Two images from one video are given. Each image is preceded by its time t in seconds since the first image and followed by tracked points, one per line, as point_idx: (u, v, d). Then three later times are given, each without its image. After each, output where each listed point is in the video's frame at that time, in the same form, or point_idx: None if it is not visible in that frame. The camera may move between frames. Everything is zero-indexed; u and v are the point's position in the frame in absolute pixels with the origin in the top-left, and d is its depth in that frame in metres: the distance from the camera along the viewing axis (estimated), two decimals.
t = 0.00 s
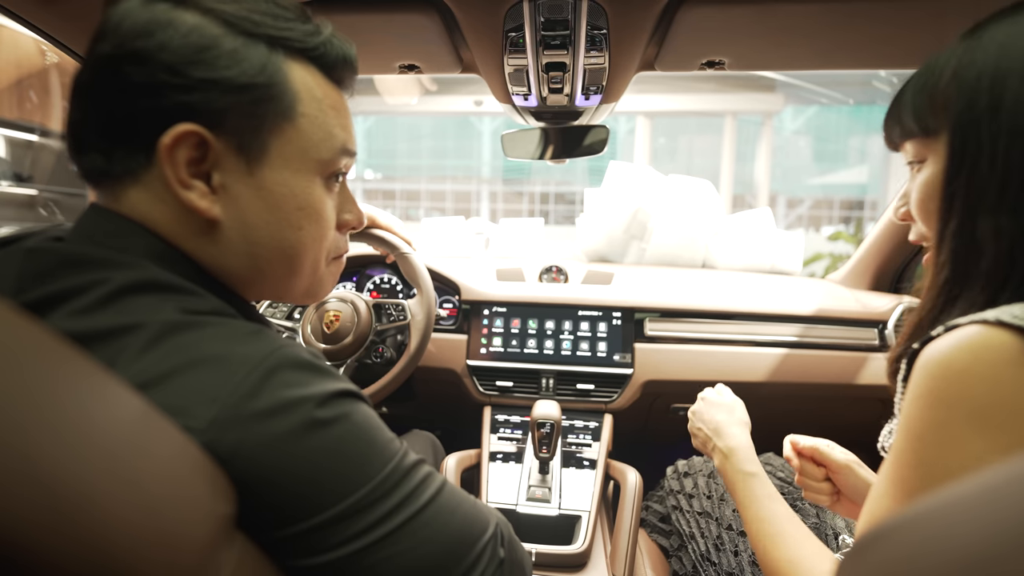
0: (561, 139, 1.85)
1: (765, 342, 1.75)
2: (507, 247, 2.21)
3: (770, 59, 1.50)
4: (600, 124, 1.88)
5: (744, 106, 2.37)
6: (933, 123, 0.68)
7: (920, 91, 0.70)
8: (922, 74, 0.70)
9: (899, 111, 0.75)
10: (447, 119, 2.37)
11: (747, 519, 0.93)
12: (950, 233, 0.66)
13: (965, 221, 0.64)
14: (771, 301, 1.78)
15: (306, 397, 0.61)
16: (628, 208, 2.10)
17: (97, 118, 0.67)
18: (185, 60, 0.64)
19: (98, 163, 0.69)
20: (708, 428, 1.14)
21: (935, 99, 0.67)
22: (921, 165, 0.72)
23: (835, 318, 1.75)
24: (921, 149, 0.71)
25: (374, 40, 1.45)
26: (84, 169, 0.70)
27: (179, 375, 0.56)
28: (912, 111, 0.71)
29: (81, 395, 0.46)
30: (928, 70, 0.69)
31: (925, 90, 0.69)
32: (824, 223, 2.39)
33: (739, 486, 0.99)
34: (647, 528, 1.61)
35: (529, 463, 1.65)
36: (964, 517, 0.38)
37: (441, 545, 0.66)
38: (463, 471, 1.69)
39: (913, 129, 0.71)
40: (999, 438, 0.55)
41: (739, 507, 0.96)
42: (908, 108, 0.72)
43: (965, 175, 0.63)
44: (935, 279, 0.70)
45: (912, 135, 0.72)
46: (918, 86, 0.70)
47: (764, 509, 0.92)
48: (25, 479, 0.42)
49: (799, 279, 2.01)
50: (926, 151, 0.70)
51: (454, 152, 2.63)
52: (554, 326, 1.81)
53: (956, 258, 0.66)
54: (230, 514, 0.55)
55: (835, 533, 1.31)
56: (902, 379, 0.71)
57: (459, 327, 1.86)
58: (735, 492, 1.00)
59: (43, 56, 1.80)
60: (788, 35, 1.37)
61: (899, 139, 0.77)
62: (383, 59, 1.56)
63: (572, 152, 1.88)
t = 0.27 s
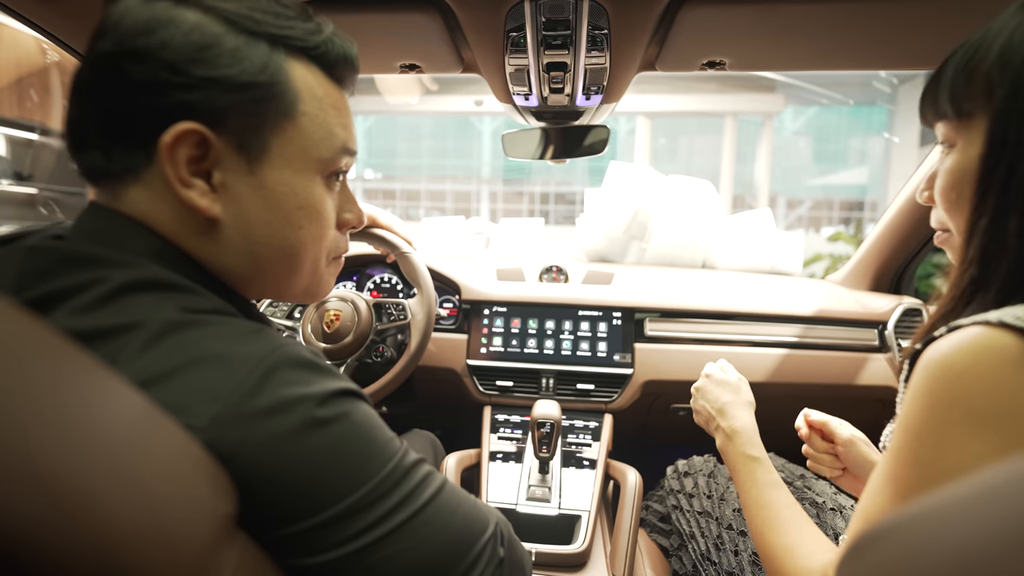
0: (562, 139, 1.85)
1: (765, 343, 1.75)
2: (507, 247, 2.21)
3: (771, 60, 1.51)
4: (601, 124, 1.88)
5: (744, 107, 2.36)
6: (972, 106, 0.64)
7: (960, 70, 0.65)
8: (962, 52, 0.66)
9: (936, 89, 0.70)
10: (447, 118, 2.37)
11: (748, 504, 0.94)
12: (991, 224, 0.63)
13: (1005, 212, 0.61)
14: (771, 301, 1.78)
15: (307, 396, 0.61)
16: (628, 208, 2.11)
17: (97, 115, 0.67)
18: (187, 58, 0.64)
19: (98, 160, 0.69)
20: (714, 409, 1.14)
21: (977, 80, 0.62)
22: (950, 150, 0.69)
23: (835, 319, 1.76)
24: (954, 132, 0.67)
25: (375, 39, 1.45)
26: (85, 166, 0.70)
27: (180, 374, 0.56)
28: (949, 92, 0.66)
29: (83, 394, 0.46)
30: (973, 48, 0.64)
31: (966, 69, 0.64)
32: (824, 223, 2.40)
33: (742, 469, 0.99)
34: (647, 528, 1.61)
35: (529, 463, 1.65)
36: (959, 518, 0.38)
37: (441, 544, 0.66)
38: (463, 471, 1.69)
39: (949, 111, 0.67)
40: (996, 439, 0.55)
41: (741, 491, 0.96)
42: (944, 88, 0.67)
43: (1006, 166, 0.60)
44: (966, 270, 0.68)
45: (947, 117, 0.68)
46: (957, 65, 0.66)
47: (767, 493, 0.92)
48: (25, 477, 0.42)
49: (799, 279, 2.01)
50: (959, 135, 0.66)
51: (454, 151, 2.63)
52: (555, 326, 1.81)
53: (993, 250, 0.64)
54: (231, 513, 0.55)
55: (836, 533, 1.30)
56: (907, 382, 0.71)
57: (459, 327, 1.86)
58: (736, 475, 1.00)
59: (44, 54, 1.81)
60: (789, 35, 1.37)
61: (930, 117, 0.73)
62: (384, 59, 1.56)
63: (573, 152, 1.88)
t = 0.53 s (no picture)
0: (562, 139, 1.85)
1: (766, 343, 1.75)
2: (507, 247, 2.21)
3: (771, 60, 1.50)
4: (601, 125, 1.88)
5: (745, 108, 2.40)
6: (983, 100, 0.63)
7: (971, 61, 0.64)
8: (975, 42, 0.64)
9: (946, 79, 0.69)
10: (447, 118, 2.37)
11: (744, 498, 0.93)
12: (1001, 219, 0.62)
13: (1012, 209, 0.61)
14: (771, 302, 1.78)
15: (306, 396, 0.61)
16: (628, 208, 2.10)
17: (95, 117, 0.67)
18: (184, 57, 0.63)
19: (97, 161, 0.69)
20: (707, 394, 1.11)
21: (992, 72, 0.61)
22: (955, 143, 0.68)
23: (835, 319, 1.75)
24: (961, 125, 0.66)
25: (374, 38, 1.45)
26: (83, 167, 0.70)
27: (179, 374, 0.56)
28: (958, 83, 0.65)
29: (81, 394, 0.46)
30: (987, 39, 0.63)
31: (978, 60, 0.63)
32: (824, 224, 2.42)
33: (737, 463, 0.98)
34: (647, 529, 1.61)
35: (529, 463, 1.65)
36: (966, 519, 0.37)
37: (441, 545, 0.66)
38: (463, 471, 1.69)
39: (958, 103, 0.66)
40: (1000, 441, 0.55)
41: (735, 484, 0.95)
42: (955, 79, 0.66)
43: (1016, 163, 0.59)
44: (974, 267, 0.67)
45: (955, 108, 0.67)
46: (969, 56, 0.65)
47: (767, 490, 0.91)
48: (23, 479, 0.41)
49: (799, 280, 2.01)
50: (965, 128, 0.65)
51: (454, 151, 2.63)
52: (554, 326, 1.81)
53: (1000, 247, 0.63)
54: (230, 513, 0.55)
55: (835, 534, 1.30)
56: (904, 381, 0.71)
57: (459, 327, 1.86)
58: (730, 466, 0.99)
59: (44, 53, 1.81)
60: (790, 35, 1.37)
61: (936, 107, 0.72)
62: (384, 58, 1.56)
63: (573, 153, 1.88)
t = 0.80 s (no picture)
0: (562, 139, 1.85)
1: (765, 344, 1.75)
2: (507, 247, 2.21)
3: (772, 60, 1.51)
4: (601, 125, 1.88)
5: (745, 109, 2.42)
6: (973, 105, 0.63)
7: (963, 67, 0.64)
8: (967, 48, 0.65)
9: (938, 85, 0.69)
10: (447, 118, 2.37)
11: (746, 502, 0.93)
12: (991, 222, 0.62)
13: (1004, 213, 0.61)
14: (771, 302, 1.78)
15: (306, 395, 0.61)
16: (628, 208, 2.10)
17: (96, 115, 0.67)
18: (185, 55, 0.63)
19: (98, 160, 0.69)
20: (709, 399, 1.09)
21: (981, 80, 0.61)
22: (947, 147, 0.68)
23: (835, 320, 1.75)
24: (952, 130, 0.66)
25: (375, 38, 1.45)
26: (85, 166, 0.70)
27: (179, 372, 0.56)
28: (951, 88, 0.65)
29: (81, 393, 0.45)
30: (977, 46, 0.63)
31: (968, 67, 0.63)
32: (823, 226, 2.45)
33: (739, 468, 0.98)
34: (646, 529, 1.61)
35: (529, 463, 1.65)
36: (967, 519, 0.37)
37: (441, 545, 0.66)
38: (462, 471, 1.69)
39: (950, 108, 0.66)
40: (996, 440, 0.55)
41: (737, 488, 0.96)
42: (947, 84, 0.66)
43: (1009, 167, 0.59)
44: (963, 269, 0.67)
45: (947, 113, 0.67)
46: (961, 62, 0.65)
47: (770, 494, 0.92)
48: (21, 478, 0.42)
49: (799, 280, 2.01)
50: (956, 133, 0.66)
51: (454, 151, 2.64)
52: (554, 326, 1.81)
53: (989, 248, 0.64)
54: (231, 512, 0.55)
55: (835, 535, 1.30)
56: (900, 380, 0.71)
57: (459, 327, 1.86)
58: (733, 472, 0.99)
59: (44, 52, 1.81)
60: (790, 36, 1.37)
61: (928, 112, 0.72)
62: (384, 58, 1.56)
63: (573, 153, 1.88)
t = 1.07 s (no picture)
0: (562, 139, 1.85)
1: (765, 344, 1.75)
2: (507, 247, 2.21)
3: (772, 61, 1.51)
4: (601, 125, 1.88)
5: (744, 108, 2.42)
6: (969, 109, 0.63)
7: (959, 70, 0.64)
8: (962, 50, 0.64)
9: (932, 86, 0.69)
10: (447, 118, 2.37)
11: (747, 501, 0.94)
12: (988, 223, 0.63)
13: (1003, 215, 0.61)
14: (771, 302, 1.78)
15: (306, 395, 0.61)
16: (628, 208, 2.10)
17: (97, 114, 0.67)
18: (186, 55, 0.63)
19: (99, 160, 0.69)
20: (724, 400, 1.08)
21: (985, 81, 0.61)
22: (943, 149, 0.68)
23: (835, 320, 1.76)
24: (948, 134, 0.66)
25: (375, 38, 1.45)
26: (85, 165, 0.70)
27: (179, 371, 0.56)
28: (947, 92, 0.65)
29: (79, 392, 0.45)
30: (976, 47, 0.62)
31: (967, 68, 0.63)
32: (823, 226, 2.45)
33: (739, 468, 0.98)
34: (645, 529, 1.61)
35: (528, 463, 1.65)
36: (967, 519, 0.37)
37: (440, 544, 0.66)
38: (462, 471, 1.69)
39: (946, 111, 0.66)
40: (998, 440, 0.55)
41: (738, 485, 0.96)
42: (943, 87, 0.66)
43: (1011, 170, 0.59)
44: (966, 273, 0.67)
45: (943, 116, 0.67)
46: (956, 64, 0.64)
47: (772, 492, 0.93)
48: (20, 477, 0.42)
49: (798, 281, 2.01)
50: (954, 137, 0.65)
51: (454, 151, 2.64)
52: (554, 326, 1.81)
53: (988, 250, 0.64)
54: (230, 511, 0.55)
55: (835, 535, 1.30)
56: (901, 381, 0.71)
57: (458, 327, 1.86)
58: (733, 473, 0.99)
59: (44, 51, 1.81)
60: (790, 36, 1.37)
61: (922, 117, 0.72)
62: (384, 57, 1.56)
63: (573, 153, 1.88)
